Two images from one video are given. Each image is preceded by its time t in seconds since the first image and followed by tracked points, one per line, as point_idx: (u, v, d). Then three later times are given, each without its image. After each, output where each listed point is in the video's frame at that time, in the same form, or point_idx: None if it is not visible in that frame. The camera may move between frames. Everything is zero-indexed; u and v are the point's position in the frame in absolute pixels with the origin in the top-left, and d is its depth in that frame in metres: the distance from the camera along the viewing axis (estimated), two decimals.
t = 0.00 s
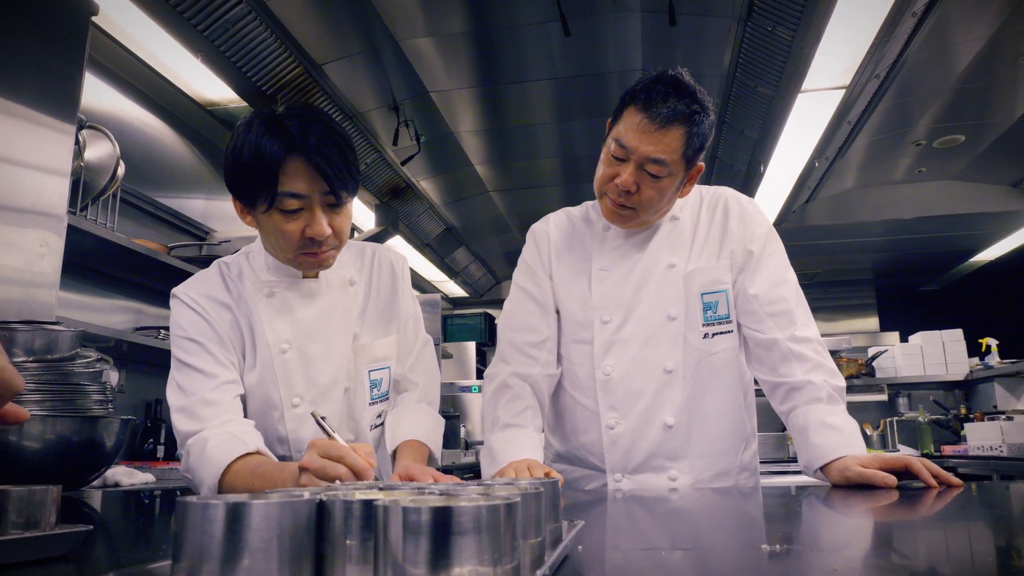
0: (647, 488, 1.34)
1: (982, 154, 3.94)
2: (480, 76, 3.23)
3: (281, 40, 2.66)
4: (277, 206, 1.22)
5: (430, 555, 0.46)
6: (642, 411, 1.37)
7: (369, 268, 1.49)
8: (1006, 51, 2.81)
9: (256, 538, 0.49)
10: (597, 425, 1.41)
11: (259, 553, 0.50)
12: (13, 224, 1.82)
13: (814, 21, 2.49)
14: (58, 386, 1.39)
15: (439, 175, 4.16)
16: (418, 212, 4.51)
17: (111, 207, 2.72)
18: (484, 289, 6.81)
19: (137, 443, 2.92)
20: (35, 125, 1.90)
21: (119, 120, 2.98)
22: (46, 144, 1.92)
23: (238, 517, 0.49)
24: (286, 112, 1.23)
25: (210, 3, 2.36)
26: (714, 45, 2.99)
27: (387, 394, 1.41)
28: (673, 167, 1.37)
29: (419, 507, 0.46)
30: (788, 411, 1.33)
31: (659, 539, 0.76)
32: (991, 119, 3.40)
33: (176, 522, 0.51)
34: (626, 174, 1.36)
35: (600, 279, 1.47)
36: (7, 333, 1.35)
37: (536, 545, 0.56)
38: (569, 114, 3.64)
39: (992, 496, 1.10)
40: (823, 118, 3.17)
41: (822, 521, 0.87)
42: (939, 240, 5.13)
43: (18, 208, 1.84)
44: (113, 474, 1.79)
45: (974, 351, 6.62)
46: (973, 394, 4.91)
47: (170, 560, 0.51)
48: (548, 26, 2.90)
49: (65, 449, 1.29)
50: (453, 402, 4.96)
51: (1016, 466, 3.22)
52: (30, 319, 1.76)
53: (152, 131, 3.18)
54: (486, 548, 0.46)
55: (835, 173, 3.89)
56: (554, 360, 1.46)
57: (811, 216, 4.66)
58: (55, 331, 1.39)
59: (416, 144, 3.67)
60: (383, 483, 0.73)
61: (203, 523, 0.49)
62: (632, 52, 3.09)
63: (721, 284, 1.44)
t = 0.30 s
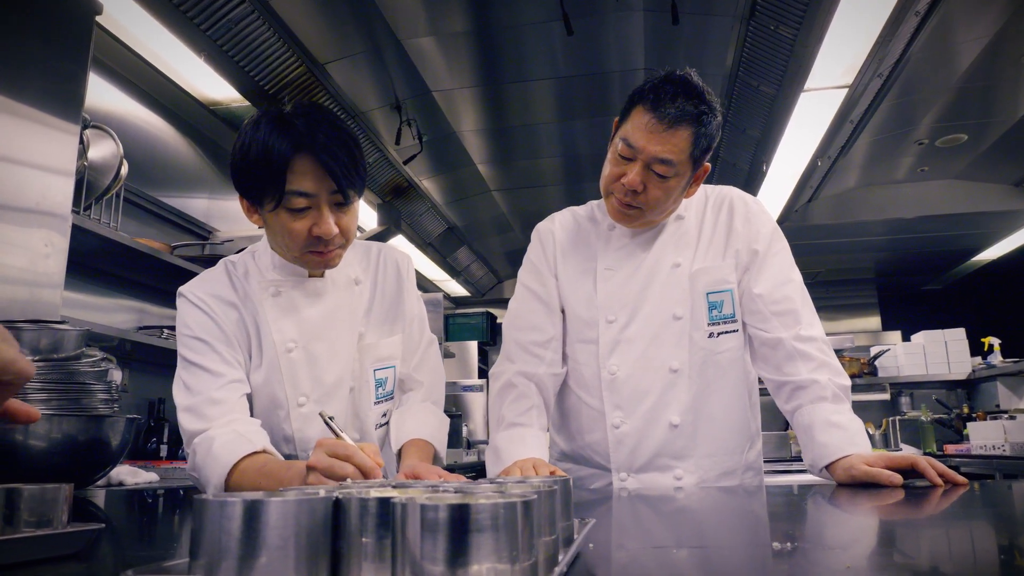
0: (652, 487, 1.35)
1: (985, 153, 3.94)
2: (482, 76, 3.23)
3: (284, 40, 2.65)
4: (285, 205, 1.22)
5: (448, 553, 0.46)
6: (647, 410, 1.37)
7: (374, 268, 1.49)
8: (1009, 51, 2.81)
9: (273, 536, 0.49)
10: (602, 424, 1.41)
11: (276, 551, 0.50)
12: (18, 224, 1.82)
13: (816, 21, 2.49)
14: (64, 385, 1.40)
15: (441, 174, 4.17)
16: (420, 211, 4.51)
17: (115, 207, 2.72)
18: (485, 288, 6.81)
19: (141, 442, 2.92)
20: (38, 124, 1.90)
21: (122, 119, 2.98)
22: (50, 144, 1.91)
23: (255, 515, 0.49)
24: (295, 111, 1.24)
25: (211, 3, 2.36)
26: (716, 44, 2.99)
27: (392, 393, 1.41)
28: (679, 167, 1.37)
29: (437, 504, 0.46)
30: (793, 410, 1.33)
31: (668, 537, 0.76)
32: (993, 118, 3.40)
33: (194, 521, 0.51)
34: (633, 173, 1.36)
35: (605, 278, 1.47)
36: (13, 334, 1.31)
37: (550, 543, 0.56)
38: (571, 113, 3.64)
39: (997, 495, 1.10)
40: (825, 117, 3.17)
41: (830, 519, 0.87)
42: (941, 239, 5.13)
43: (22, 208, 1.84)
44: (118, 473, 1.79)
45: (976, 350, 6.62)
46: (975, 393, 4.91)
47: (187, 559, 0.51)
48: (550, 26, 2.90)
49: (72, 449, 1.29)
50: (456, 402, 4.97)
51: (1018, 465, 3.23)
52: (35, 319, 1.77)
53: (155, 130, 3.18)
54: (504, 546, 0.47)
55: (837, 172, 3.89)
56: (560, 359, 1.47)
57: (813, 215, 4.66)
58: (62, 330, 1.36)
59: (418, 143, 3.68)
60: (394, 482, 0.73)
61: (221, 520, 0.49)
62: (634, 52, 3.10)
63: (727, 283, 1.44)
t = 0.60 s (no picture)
0: (654, 487, 1.35)
1: (985, 153, 3.94)
2: (482, 75, 3.22)
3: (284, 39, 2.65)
4: (288, 204, 1.22)
5: (457, 554, 0.46)
6: (649, 410, 1.37)
7: (376, 268, 1.49)
8: (1008, 51, 2.81)
9: (282, 537, 0.49)
10: (604, 424, 1.41)
11: (285, 553, 0.49)
12: (19, 223, 1.81)
13: (816, 21, 2.49)
14: (65, 385, 1.40)
15: (441, 174, 4.17)
16: (421, 211, 4.51)
17: (115, 206, 2.72)
18: (485, 288, 6.81)
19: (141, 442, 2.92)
20: (39, 124, 1.89)
21: (122, 119, 2.98)
22: (50, 143, 1.91)
23: (264, 517, 0.49)
24: (298, 111, 1.23)
25: (211, 3, 2.35)
26: (716, 43, 2.99)
27: (393, 393, 1.41)
28: (683, 167, 1.37)
29: (446, 505, 0.46)
30: (795, 410, 1.33)
31: (672, 537, 0.76)
32: (993, 118, 3.41)
33: (202, 522, 0.51)
34: (636, 173, 1.36)
35: (607, 278, 1.47)
36: (15, 333, 1.34)
37: (558, 544, 0.56)
38: (572, 113, 3.64)
39: (1000, 495, 1.10)
40: (825, 117, 3.17)
41: (832, 519, 0.87)
42: (941, 239, 5.13)
43: (23, 208, 1.83)
44: (118, 473, 1.79)
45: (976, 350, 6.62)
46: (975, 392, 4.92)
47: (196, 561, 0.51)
48: (550, 26, 2.90)
49: (73, 448, 1.29)
50: (456, 401, 4.96)
51: (1018, 465, 3.23)
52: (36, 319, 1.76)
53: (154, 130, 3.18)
54: (514, 548, 0.47)
55: (837, 172, 3.89)
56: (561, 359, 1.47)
57: (813, 215, 4.67)
58: (63, 330, 1.38)
59: (418, 142, 3.67)
60: (401, 483, 0.73)
61: (230, 521, 0.49)
62: (634, 52, 3.10)
63: (729, 284, 1.44)
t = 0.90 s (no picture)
0: (654, 487, 1.35)
1: (984, 153, 3.95)
2: (481, 74, 3.22)
3: (284, 38, 2.65)
4: (288, 203, 1.22)
5: (461, 553, 0.46)
6: (650, 410, 1.37)
7: (377, 268, 1.49)
8: (1008, 52, 2.81)
9: (286, 537, 0.49)
10: (605, 424, 1.41)
11: (289, 553, 0.49)
12: (19, 223, 1.81)
13: (816, 21, 2.49)
14: (65, 384, 1.40)
15: (441, 174, 4.16)
16: (421, 211, 4.51)
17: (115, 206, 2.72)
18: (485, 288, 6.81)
19: (141, 442, 2.92)
20: (39, 124, 1.89)
21: (122, 118, 2.98)
22: (50, 143, 1.91)
23: (267, 517, 0.49)
24: (299, 109, 1.23)
25: (210, 3, 2.35)
26: (716, 44, 2.99)
27: (393, 393, 1.41)
28: (682, 168, 1.37)
29: (450, 505, 0.46)
30: (796, 410, 1.33)
31: (673, 537, 0.76)
32: (993, 119, 3.41)
33: (206, 522, 0.51)
34: (636, 173, 1.36)
35: (607, 278, 1.47)
36: (15, 332, 1.34)
37: (562, 543, 0.56)
38: (572, 113, 3.64)
39: (1001, 495, 1.10)
40: (825, 117, 3.17)
41: (834, 519, 0.87)
42: (941, 239, 5.13)
43: (23, 207, 1.83)
44: (118, 473, 1.79)
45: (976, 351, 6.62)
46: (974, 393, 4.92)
47: (199, 561, 0.51)
48: (550, 26, 2.90)
49: (74, 448, 1.29)
50: (455, 401, 4.96)
51: (1018, 464, 3.23)
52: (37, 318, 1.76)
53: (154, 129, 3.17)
54: (518, 547, 0.47)
55: (837, 172, 3.89)
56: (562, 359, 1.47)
57: (813, 215, 4.67)
58: (63, 329, 1.38)
59: (418, 143, 3.65)
60: (403, 482, 0.73)
61: (233, 521, 0.49)
62: (634, 52, 3.10)
63: (729, 284, 1.44)
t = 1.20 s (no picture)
0: (653, 488, 1.35)
1: (984, 153, 3.95)
2: (481, 74, 3.22)
3: (283, 37, 2.65)
4: (288, 202, 1.22)
5: (464, 555, 0.46)
6: (649, 411, 1.38)
7: (376, 269, 1.49)
8: (1008, 51, 2.81)
9: (288, 539, 0.49)
10: (604, 425, 1.42)
11: (290, 554, 0.49)
12: (19, 223, 1.81)
13: (816, 22, 2.49)
14: (65, 385, 1.40)
15: (440, 174, 4.17)
16: (420, 211, 4.51)
17: (115, 206, 2.71)
18: (484, 288, 6.80)
19: (140, 442, 2.92)
20: (39, 124, 1.89)
21: (121, 118, 2.97)
22: (50, 143, 1.91)
23: (270, 519, 0.49)
24: (299, 109, 1.23)
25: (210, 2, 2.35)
26: (715, 44, 2.99)
27: (392, 393, 1.41)
28: (681, 169, 1.37)
29: (452, 507, 0.46)
30: (795, 411, 1.33)
31: (675, 538, 0.76)
32: (992, 119, 3.41)
33: (208, 523, 0.51)
34: (635, 173, 1.36)
35: (606, 279, 1.47)
36: (14, 331, 1.33)
37: (564, 545, 0.56)
38: (572, 114, 3.64)
39: (1001, 495, 1.10)
40: (824, 118, 3.17)
41: (835, 520, 0.87)
42: (939, 239, 5.14)
43: (23, 206, 1.83)
44: (116, 473, 1.79)
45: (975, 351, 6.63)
46: (973, 393, 4.92)
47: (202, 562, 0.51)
48: (550, 26, 2.90)
49: (73, 448, 1.29)
50: (454, 402, 4.96)
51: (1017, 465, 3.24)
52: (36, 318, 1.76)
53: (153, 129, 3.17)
54: (520, 547, 0.47)
55: (836, 172, 3.90)
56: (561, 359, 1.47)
57: (813, 215, 4.67)
58: (62, 329, 1.38)
59: (418, 143, 3.67)
60: (403, 484, 0.74)
61: (235, 521, 0.49)
62: (633, 52, 3.10)
63: (728, 284, 1.44)
